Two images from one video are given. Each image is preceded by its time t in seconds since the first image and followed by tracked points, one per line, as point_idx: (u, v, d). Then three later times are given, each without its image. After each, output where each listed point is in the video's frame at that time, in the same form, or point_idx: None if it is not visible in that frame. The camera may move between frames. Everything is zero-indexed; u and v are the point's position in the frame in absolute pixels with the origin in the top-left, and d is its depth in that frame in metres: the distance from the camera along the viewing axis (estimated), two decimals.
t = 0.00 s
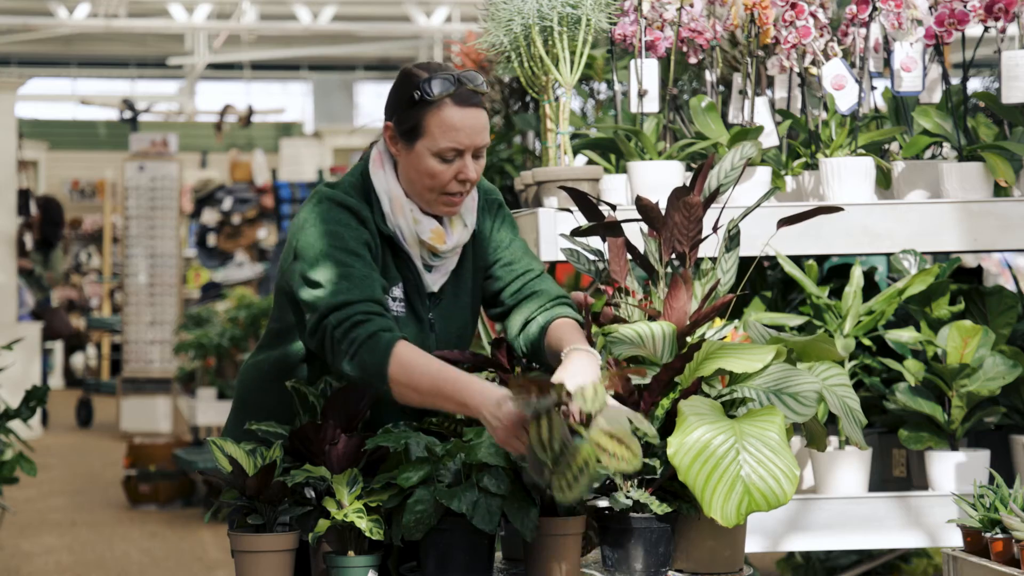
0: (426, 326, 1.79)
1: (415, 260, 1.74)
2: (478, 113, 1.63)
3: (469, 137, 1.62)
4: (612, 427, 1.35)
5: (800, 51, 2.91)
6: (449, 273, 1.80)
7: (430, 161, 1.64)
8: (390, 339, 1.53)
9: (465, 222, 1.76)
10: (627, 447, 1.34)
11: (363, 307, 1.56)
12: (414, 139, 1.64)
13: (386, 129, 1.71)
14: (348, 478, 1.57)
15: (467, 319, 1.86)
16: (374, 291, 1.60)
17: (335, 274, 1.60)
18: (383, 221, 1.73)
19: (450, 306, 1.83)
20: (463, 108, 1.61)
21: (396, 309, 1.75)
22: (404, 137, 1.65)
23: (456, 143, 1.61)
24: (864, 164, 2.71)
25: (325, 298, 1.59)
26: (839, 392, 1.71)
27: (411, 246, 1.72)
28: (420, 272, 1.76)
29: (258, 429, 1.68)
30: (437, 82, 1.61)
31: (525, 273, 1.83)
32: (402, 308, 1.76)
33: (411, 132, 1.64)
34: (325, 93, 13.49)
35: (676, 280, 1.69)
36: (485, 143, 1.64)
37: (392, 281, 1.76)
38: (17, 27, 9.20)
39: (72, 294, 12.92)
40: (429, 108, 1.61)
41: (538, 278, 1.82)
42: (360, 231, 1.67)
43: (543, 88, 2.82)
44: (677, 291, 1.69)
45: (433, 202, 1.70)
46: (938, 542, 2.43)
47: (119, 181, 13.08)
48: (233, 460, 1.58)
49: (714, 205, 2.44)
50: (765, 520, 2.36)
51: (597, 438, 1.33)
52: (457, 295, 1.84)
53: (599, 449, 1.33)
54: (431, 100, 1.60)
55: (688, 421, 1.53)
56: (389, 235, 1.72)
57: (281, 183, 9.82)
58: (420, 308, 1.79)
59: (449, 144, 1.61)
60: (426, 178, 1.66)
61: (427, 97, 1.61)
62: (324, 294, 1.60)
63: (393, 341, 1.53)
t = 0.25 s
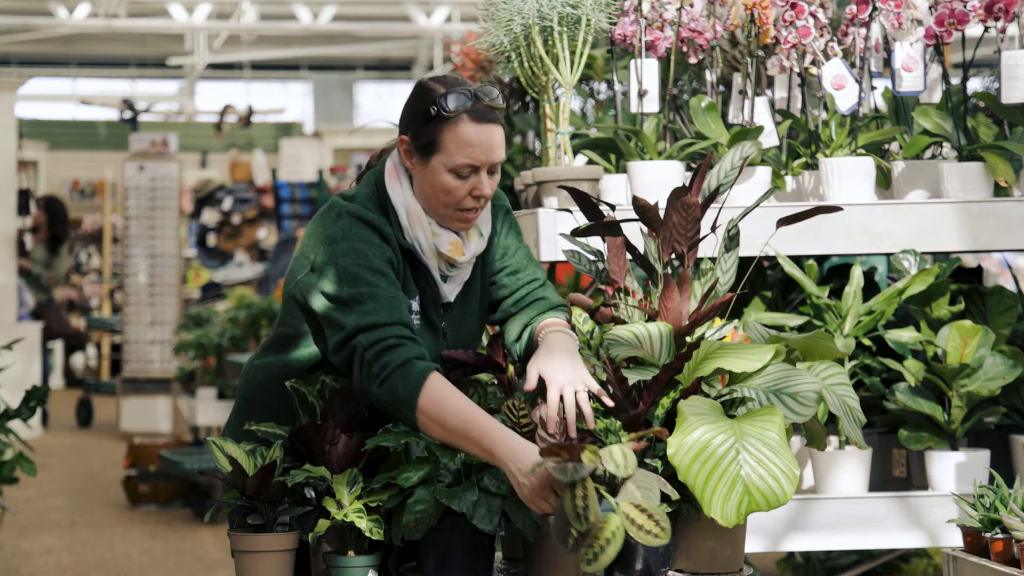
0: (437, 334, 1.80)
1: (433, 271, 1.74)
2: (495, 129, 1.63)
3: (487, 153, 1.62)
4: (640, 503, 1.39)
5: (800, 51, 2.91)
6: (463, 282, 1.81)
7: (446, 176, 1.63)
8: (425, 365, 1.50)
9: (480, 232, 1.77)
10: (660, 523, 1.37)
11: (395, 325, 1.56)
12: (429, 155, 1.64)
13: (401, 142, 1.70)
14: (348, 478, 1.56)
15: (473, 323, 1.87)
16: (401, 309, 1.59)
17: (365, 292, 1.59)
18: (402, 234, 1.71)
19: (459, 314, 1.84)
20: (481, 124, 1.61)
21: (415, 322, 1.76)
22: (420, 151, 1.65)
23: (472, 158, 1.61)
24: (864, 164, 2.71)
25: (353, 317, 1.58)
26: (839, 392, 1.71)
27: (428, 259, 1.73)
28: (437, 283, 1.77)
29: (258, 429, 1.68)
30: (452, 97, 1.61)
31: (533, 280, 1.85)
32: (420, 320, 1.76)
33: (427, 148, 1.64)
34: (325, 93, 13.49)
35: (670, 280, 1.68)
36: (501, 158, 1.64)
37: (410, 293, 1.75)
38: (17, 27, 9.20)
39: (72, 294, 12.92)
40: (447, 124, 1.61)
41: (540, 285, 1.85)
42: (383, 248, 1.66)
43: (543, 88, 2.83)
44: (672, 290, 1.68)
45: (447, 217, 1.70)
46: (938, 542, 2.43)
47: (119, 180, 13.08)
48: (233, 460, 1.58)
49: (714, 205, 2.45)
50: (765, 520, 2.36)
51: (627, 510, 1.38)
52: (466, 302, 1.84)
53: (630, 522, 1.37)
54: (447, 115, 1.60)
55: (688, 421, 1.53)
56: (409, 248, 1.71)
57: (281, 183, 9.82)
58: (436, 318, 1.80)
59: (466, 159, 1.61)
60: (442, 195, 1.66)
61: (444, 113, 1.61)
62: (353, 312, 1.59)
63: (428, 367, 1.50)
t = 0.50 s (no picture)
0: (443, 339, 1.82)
1: (444, 279, 1.74)
2: (512, 140, 1.61)
3: (503, 165, 1.60)
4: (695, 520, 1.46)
5: (800, 51, 2.91)
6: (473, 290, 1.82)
7: (461, 186, 1.61)
8: (442, 382, 1.51)
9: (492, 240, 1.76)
10: (718, 536, 1.43)
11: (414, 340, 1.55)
12: (444, 164, 1.62)
13: (415, 150, 1.67)
14: (348, 478, 1.56)
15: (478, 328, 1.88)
16: (418, 322, 1.59)
17: (382, 305, 1.58)
18: (414, 243, 1.70)
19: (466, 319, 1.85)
20: (497, 136, 1.59)
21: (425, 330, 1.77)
22: (434, 161, 1.63)
23: (488, 170, 1.59)
24: (864, 164, 2.71)
25: (369, 328, 1.57)
26: (838, 392, 1.71)
27: (441, 268, 1.72)
28: (448, 292, 1.77)
29: (258, 429, 1.68)
30: (468, 108, 1.58)
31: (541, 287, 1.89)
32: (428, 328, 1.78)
33: (443, 158, 1.62)
34: (325, 93, 13.49)
35: (670, 281, 1.67)
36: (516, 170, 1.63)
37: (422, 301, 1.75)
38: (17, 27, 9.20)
39: (72, 294, 12.92)
40: (463, 134, 1.58)
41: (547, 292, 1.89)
42: (398, 257, 1.64)
43: (543, 88, 2.83)
44: (672, 290, 1.67)
45: (461, 227, 1.68)
46: (938, 542, 2.43)
47: (119, 180, 13.07)
48: (233, 460, 1.57)
49: (714, 205, 2.45)
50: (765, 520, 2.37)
51: (681, 528, 1.46)
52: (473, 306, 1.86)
53: (689, 541, 1.44)
54: (463, 126, 1.58)
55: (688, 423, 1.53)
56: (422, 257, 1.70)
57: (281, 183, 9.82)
58: (444, 325, 1.81)
59: (482, 170, 1.59)
60: (455, 206, 1.64)
61: (461, 124, 1.58)
62: (371, 325, 1.57)
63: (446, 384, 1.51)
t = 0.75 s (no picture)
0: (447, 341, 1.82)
1: (450, 281, 1.73)
2: (519, 143, 1.62)
3: (510, 168, 1.60)
4: (695, 524, 1.54)
5: (800, 51, 2.91)
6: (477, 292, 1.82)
7: (467, 188, 1.62)
8: (450, 390, 1.52)
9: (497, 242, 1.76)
10: (716, 543, 1.53)
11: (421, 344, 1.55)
12: (451, 166, 1.62)
13: (422, 151, 1.67)
14: (348, 478, 1.56)
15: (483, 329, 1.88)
16: (425, 326, 1.59)
17: (389, 307, 1.58)
18: (421, 244, 1.69)
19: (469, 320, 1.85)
20: (505, 139, 1.60)
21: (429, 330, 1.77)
22: (441, 162, 1.63)
23: (495, 172, 1.59)
24: (864, 164, 2.71)
25: (375, 330, 1.57)
26: (839, 392, 1.71)
27: (446, 269, 1.71)
28: (453, 293, 1.76)
29: (258, 429, 1.68)
30: (475, 110, 1.59)
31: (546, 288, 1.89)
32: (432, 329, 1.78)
33: (450, 160, 1.62)
34: (325, 93, 13.48)
35: (671, 280, 1.67)
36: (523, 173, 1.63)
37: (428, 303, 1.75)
38: (17, 27, 9.20)
39: (72, 294, 12.91)
40: (470, 136, 1.59)
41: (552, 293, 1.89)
42: (405, 259, 1.64)
43: (543, 88, 2.83)
44: (672, 290, 1.67)
45: (467, 230, 1.69)
46: (938, 542, 2.43)
47: (119, 181, 13.07)
48: (233, 460, 1.58)
49: (714, 205, 2.46)
50: (765, 520, 2.37)
51: (680, 532, 1.53)
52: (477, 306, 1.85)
53: (688, 545, 1.52)
54: (470, 128, 1.59)
55: (687, 422, 1.52)
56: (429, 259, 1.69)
57: (281, 183, 9.82)
58: (448, 325, 1.81)
59: (489, 172, 1.59)
60: (461, 207, 1.65)
61: (468, 126, 1.59)
62: (378, 327, 1.57)
63: (453, 391, 1.52)
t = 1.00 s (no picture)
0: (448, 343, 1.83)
1: (450, 282, 1.73)
2: (519, 147, 1.60)
3: (509, 171, 1.59)
4: (681, 516, 1.48)
5: (800, 50, 2.91)
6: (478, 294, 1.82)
7: (465, 190, 1.60)
8: (452, 392, 1.52)
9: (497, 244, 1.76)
10: (700, 532, 1.45)
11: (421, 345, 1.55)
12: (450, 168, 1.61)
13: (422, 152, 1.67)
14: (348, 478, 1.56)
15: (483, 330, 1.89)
16: (426, 327, 1.58)
17: (390, 308, 1.58)
18: (421, 245, 1.69)
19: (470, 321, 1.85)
20: (504, 142, 1.58)
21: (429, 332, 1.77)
22: (440, 164, 1.62)
23: (493, 175, 1.58)
24: (864, 163, 2.71)
25: (377, 331, 1.56)
26: (839, 392, 1.71)
27: (446, 270, 1.71)
28: (453, 294, 1.76)
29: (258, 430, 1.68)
30: (475, 112, 1.58)
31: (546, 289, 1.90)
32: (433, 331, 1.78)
33: (449, 161, 1.61)
34: (325, 93, 13.48)
35: (672, 280, 1.67)
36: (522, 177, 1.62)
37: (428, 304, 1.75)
38: (17, 26, 9.20)
39: (72, 294, 12.92)
40: (470, 139, 1.58)
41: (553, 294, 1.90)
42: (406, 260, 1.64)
43: (543, 88, 2.83)
44: (673, 290, 1.67)
45: (464, 231, 1.68)
46: (938, 542, 2.43)
47: (119, 181, 13.07)
48: (233, 460, 1.58)
49: (714, 205, 2.46)
50: (765, 520, 2.37)
51: (664, 524, 1.47)
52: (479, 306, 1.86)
53: (671, 536, 1.46)
54: (469, 131, 1.57)
55: (688, 422, 1.52)
56: (429, 259, 1.69)
57: (281, 183, 9.82)
58: (448, 328, 1.82)
59: (487, 175, 1.58)
60: (458, 209, 1.63)
61: (468, 128, 1.58)
62: (377, 327, 1.57)
63: (455, 394, 1.52)
